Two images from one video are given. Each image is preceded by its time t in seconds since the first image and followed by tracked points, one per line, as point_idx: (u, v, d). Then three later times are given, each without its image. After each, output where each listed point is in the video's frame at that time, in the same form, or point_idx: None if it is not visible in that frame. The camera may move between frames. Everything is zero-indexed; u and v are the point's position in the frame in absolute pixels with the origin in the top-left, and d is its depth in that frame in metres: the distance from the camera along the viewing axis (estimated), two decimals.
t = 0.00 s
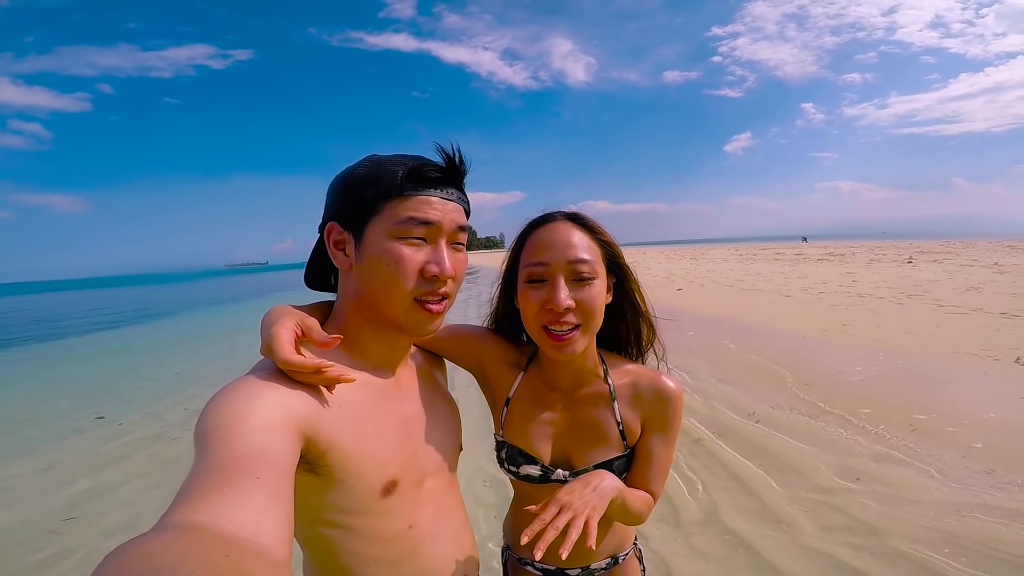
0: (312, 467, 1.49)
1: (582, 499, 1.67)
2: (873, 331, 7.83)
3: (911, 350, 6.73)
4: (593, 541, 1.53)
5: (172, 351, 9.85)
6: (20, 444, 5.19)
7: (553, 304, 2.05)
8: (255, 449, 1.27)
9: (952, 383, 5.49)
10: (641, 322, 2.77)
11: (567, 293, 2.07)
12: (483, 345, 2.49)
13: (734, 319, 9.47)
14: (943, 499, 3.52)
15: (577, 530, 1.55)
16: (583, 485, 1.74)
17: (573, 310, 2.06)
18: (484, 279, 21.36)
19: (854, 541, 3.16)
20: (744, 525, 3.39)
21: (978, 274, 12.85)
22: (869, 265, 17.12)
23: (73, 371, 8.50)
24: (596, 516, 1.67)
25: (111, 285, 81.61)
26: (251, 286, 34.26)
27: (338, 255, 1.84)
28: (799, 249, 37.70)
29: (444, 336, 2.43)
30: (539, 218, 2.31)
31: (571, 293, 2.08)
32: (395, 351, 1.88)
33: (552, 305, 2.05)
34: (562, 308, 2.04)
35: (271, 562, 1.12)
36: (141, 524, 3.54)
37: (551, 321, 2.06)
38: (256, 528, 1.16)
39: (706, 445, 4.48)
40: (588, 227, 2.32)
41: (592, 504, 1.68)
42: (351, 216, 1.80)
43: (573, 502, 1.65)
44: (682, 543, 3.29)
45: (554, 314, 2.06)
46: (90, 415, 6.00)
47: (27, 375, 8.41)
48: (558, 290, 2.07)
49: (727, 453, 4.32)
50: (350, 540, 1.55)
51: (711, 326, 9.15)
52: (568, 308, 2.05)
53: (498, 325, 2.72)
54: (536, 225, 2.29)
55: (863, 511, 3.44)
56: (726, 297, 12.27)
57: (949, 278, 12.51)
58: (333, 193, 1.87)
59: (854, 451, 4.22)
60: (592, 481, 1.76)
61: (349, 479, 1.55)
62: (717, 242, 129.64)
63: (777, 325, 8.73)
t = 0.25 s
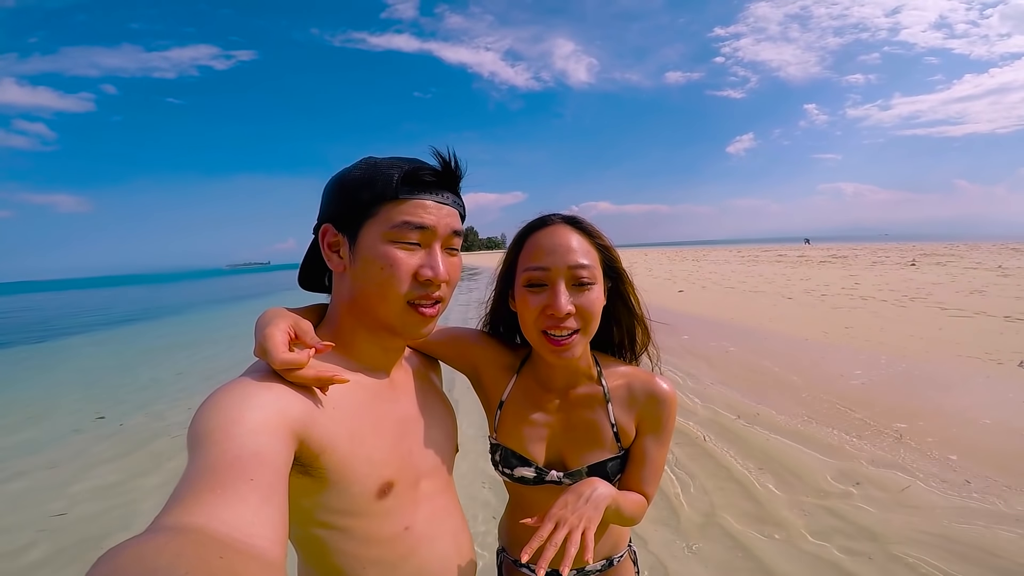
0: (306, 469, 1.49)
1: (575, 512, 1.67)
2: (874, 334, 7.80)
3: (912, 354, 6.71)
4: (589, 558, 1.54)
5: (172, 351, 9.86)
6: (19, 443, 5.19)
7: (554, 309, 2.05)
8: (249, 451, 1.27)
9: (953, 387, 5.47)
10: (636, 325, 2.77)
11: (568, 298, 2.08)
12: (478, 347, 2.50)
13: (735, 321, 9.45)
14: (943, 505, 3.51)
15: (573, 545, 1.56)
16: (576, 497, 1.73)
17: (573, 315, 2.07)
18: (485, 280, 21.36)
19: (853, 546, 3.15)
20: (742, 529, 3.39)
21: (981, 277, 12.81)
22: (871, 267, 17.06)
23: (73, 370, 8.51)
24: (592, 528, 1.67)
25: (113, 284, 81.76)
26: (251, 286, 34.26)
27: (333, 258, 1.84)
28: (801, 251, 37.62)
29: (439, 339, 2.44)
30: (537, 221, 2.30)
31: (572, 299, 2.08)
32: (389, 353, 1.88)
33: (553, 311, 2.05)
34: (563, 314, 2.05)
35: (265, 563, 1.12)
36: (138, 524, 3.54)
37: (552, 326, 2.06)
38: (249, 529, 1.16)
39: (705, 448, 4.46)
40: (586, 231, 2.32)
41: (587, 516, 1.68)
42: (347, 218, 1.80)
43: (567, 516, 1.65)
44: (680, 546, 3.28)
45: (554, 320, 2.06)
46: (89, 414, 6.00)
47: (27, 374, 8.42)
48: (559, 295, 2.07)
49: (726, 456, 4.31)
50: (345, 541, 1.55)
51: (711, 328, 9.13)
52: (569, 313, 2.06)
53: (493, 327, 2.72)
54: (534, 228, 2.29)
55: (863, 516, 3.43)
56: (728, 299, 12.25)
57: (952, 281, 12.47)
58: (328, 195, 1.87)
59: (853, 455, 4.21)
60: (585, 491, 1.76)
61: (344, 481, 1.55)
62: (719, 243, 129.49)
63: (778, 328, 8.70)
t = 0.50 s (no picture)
0: (306, 471, 1.49)
1: (566, 518, 1.69)
2: (878, 339, 7.77)
3: (915, 359, 6.67)
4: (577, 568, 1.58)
5: (174, 348, 9.88)
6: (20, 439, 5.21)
7: (563, 318, 2.06)
8: (250, 453, 1.27)
9: (956, 393, 5.44)
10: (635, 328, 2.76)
11: (575, 307, 2.08)
12: (478, 349, 2.50)
13: (737, 325, 9.42)
14: (945, 511, 3.49)
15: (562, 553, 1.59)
16: (568, 503, 1.73)
17: (580, 324, 2.07)
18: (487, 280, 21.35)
19: (854, 552, 3.13)
20: (742, 533, 3.38)
21: (986, 283, 12.75)
22: (875, 272, 16.98)
23: (75, 367, 8.53)
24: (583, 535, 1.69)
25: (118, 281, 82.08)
26: (254, 284, 34.32)
27: (334, 259, 1.84)
28: (805, 254, 37.49)
29: (440, 341, 2.45)
30: (543, 226, 2.30)
31: (580, 308, 2.09)
32: (389, 355, 1.88)
33: (561, 320, 2.06)
34: (571, 323, 2.05)
35: (265, 564, 1.12)
36: (138, 521, 3.54)
37: (559, 335, 2.07)
38: (250, 530, 1.16)
39: (705, 452, 4.45)
40: (593, 239, 2.32)
41: (578, 522, 1.69)
42: (347, 220, 1.80)
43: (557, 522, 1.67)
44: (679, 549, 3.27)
45: (562, 328, 2.06)
46: (91, 411, 6.02)
47: (30, 370, 8.44)
48: (567, 304, 2.07)
49: (726, 460, 4.30)
50: (345, 543, 1.55)
51: (713, 331, 9.10)
52: (576, 322, 2.06)
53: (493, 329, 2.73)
54: (540, 232, 2.28)
55: (864, 522, 3.41)
56: (731, 302, 12.21)
57: (957, 286, 12.41)
58: (330, 197, 1.87)
59: (855, 461, 4.19)
60: (576, 497, 1.75)
61: (344, 482, 1.55)
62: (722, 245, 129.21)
63: (781, 332, 8.67)
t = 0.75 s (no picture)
0: (310, 471, 1.49)
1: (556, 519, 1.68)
2: (881, 336, 7.75)
3: (919, 356, 6.65)
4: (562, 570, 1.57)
5: (177, 349, 9.88)
6: (24, 441, 5.22)
7: (566, 315, 2.05)
8: (254, 454, 1.27)
9: (960, 391, 5.42)
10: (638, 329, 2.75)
11: (579, 304, 2.07)
12: (480, 349, 2.50)
13: (740, 324, 9.40)
14: (949, 509, 3.47)
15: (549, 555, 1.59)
16: (560, 504, 1.73)
17: (584, 321, 2.07)
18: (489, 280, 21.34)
19: (858, 550, 3.12)
20: (745, 531, 3.37)
21: (990, 280, 12.70)
22: (878, 270, 16.94)
23: (79, 369, 8.55)
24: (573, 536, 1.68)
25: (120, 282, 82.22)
26: (256, 285, 34.35)
27: (339, 260, 1.84)
28: (807, 252, 37.43)
29: (443, 341, 2.45)
30: (547, 223, 2.29)
31: (583, 305, 2.08)
32: (394, 356, 1.88)
33: (565, 316, 2.05)
34: (575, 320, 2.05)
35: (270, 565, 1.12)
36: (143, 523, 3.55)
37: (562, 332, 2.06)
38: (254, 531, 1.16)
39: (709, 451, 4.44)
40: (597, 237, 2.32)
41: (569, 524, 1.68)
42: (353, 221, 1.80)
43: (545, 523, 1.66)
44: (682, 548, 3.26)
45: (565, 326, 2.06)
46: (94, 413, 6.03)
47: (33, 373, 8.46)
48: (571, 300, 2.07)
49: (730, 459, 4.29)
50: (348, 543, 1.55)
51: (716, 330, 9.08)
52: (580, 320, 2.06)
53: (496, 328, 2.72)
54: (545, 229, 2.28)
55: (868, 520, 3.40)
56: (733, 301, 12.19)
57: (960, 283, 12.37)
58: (336, 197, 1.87)
59: (859, 459, 4.18)
60: (569, 499, 1.74)
61: (348, 483, 1.55)
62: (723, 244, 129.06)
63: (784, 330, 8.65)
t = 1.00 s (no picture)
0: (313, 472, 1.48)
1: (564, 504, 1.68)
2: (882, 336, 7.73)
3: (921, 356, 6.63)
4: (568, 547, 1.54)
5: (178, 349, 9.89)
6: (27, 441, 5.23)
7: (571, 318, 2.04)
8: (258, 455, 1.27)
9: (962, 391, 5.41)
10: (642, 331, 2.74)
11: (584, 307, 2.06)
12: (483, 350, 2.49)
13: (741, 323, 9.39)
14: (951, 509, 3.47)
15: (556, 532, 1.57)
16: (568, 490, 1.74)
17: (588, 325, 2.06)
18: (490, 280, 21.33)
19: (860, 550, 3.11)
20: (747, 531, 3.36)
21: (991, 280, 12.68)
22: (879, 269, 16.90)
23: (81, 368, 8.56)
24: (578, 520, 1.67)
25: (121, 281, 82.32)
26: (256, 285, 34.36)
27: (340, 257, 1.84)
28: (808, 252, 37.41)
29: (447, 342, 2.45)
30: (554, 225, 2.29)
31: (589, 308, 2.07)
32: (394, 356, 1.87)
33: (569, 319, 2.04)
34: (579, 323, 2.04)
35: (273, 566, 1.12)
36: (145, 522, 3.55)
37: (567, 335, 2.06)
38: (257, 532, 1.15)
39: (710, 451, 4.43)
40: (604, 241, 2.31)
41: (575, 510, 1.68)
42: (354, 218, 1.80)
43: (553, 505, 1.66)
44: (683, 548, 3.26)
45: (570, 329, 2.05)
46: (96, 412, 6.04)
47: (35, 372, 8.47)
48: (576, 303, 2.06)
49: (732, 459, 4.28)
50: (352, 544, 1.55)
51: (717, 330, 9.07)
52: (584, 323, 2.05)
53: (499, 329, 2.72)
54: (552, 231, 2.27)
55: (870, 519, 3.40)
56: (734, 300, 12.18)
57: (962, 283, 12.34)
58: (342, 196, 1.88)
59: (861, 459, 4.17)
60: (578, 486, 1.76)
61: (351, 483, 1.55)
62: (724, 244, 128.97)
63: (785, 330, 8.64)
